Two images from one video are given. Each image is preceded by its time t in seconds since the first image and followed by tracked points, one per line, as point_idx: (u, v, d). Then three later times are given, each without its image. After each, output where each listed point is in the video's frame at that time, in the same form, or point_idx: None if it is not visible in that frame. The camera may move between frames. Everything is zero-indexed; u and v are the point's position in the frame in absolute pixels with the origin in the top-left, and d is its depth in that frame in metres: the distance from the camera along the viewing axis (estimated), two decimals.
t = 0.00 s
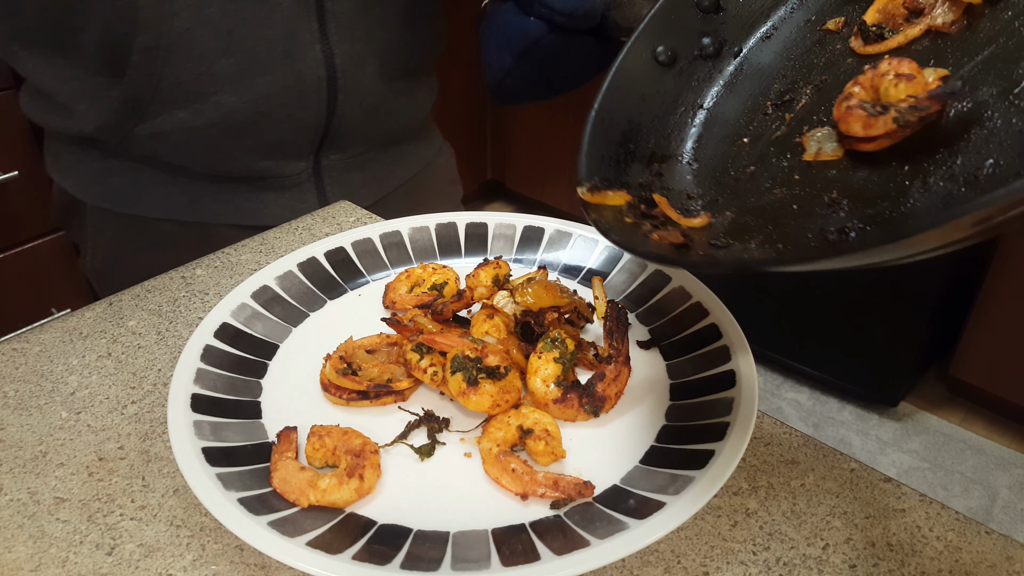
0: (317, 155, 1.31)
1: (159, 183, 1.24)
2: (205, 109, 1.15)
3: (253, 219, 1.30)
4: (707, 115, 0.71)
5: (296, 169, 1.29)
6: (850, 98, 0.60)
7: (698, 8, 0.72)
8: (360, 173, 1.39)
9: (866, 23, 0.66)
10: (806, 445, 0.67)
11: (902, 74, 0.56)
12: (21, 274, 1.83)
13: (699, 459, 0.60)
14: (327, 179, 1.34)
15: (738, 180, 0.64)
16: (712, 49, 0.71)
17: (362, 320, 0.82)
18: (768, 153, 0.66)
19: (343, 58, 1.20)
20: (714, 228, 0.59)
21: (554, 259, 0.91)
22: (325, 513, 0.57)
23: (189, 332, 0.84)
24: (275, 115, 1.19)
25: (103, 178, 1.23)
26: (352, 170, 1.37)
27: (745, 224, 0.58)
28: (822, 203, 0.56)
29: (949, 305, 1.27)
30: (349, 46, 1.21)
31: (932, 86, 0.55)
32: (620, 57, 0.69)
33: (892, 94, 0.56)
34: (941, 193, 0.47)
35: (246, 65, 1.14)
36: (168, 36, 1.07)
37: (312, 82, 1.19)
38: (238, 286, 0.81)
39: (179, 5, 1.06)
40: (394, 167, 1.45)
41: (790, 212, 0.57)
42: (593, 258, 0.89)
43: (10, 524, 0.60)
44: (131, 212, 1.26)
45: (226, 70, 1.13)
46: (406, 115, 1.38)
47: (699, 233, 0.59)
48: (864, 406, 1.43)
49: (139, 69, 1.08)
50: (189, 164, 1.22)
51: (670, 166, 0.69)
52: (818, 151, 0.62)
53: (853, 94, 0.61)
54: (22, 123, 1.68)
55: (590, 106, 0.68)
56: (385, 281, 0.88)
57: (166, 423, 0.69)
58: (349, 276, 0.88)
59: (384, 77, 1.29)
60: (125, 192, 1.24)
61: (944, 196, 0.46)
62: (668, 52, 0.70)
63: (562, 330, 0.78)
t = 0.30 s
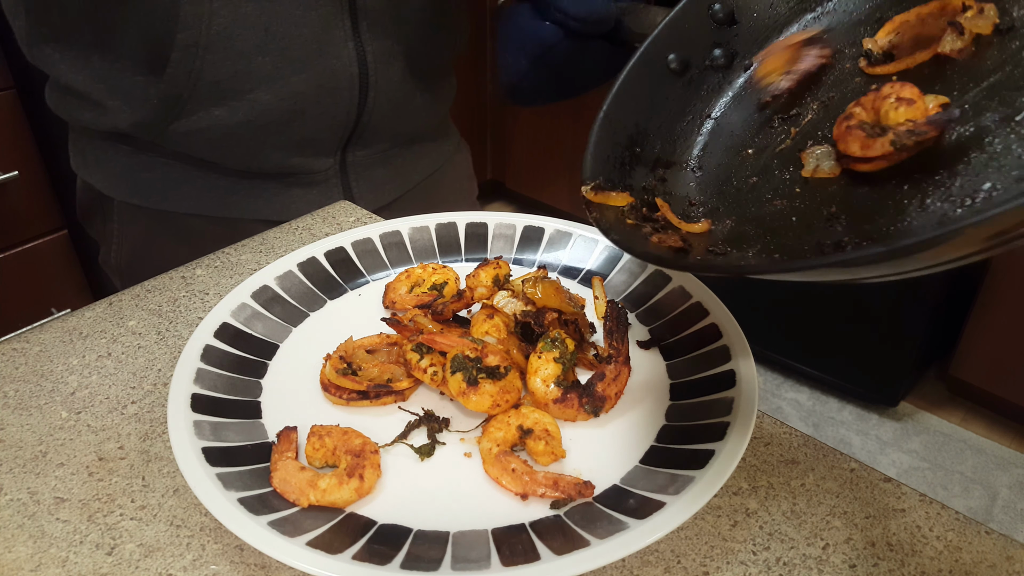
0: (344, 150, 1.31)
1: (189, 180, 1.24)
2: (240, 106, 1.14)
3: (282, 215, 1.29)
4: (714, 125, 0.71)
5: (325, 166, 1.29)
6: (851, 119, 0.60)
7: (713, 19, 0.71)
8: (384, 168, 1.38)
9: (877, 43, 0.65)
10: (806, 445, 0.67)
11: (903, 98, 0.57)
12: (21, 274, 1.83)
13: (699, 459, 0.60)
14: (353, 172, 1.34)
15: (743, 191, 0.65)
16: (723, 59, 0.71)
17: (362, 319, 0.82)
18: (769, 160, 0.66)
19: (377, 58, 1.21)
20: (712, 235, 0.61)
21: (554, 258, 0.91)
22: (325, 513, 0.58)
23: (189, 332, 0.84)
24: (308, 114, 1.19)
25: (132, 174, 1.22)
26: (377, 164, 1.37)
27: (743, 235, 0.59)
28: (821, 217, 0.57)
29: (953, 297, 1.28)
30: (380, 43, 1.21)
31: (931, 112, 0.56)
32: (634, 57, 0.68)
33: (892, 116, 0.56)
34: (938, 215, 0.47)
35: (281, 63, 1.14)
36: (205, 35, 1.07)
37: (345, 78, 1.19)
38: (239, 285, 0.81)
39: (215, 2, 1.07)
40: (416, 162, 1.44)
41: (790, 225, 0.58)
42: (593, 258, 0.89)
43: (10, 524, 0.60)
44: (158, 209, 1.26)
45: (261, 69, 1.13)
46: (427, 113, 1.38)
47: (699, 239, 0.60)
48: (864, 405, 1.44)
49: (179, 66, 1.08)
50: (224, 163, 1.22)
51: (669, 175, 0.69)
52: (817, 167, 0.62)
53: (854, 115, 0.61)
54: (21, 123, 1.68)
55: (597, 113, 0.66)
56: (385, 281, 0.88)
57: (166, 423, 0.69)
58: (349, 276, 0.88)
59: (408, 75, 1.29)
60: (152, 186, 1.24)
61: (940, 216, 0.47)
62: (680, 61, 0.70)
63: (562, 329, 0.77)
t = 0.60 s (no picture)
0: (354, 149, 1.30)
1: (200, 177, 1.24)
2: (255, 103, 1.14)
3: (287, 212, 1.29)
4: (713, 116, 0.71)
5: (337, 164, 1.28)
6: (839, 107, 0.60)
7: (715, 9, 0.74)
8: (396, 166, 1.37)
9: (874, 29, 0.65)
10: (806, 445, 0.67)
11: (890, 84, 0.56)
12: (20, 275, 1.83)
13: (699, 459, 0.60)
14: (365, 172, 1.33)
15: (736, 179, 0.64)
16: (725, 48, 0.72)
17: (362, 319, 0.82)
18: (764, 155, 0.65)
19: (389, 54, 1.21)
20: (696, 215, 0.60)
21: (554, 259, 0.91)
22: (325, 513, 0.57)
23: (189, 332, 0.84)
24: (318, 114, 1.19)
25: (140, 171, 1.22)
26: (386, 162, 1.36)
27: (739, 224, 0.57)
28: (812, 207, 0.56)
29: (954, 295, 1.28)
30: (393, 41, 1.21)
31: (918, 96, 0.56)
32: (635, 47, 0.70)
33: (879, 104, 0.56)
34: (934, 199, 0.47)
35: (295, 61, 1.15)
36: (220, 32, 1.08)
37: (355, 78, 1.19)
38: (239, 285, 0.81)
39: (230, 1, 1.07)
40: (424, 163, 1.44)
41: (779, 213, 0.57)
42: (593, 258, 0.89)
43: (10, 524, 0.60)
44: (166, 205, 1.26)
45: (272, 66, 1.13)
46: (432, 112, 1.38)
47: (694, 229, 0.58)
48: (864, 405, 1.44)
49: (194, 65, 1.08)
50: (231, 158, 1.21)
51: (670, 164, 0.67)
52: (806, 157, 0.62)
53: (844, 102, 0.60)
54: (22, 123, 1.68)
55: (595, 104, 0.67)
56: (385, 280, 0.88)
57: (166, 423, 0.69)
58: (349, 276, 0.88)
59: (416, 73, 1.29)
60: (160, 182, 1.24)
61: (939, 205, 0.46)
62: (680, 50, 0.72)
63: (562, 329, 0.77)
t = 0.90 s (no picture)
0: (354, 149, 1.31)
1: (201, 175, 1.24)
2: (251, 102, 1.14)
3: (283, 210, 1.29)
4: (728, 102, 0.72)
5: (335, 164, 1.28)
6: (858, 89, 0.60)
7: None
8: (397, 168, 1.38)
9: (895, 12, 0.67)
10: (806, 445, 0.67)
11: (911, 67, 0.57)
12: (19, 275, 1.82)
13: (699, 459, 0.60)
14: (364, 173, 1.33)
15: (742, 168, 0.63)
16: (738, 34, 0.74)
17: (362, 320, 0.82)
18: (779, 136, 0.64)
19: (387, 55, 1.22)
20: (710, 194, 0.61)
21: (554, 259, 0.91)
22: (325, 513, 0.57)
23: (189, 332, 0.84)
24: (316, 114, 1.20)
25: (144, 168, 1.22)
26: (386, 163, 1.37)
27: (762, 204, 0.56)
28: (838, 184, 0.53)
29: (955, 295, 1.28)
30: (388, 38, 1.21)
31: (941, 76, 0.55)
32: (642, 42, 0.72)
33: (899, 86, 0.56)
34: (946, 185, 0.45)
35: (293, 59, 1.14)
36: (218, 28, 1.07)
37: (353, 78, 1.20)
38: (239, 285, 0.81)
39: None
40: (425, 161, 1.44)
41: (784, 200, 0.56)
42: (593, 258, 0.89)
43: (10, 524, 0.60)
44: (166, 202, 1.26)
45: (273, 64, 1.13)
46: (434, 111, 1.38)
47: (717, 211, 0.57)
48: (864, 405, 1.44)
49: (190, 61, 1.08)
50: (233, 157, 1.21)
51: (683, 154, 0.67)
52: (825, 140, 0.60)
53: (862, 85, 0.61)
54: (21, 123, 1.68)
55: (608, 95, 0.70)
56: (385, 281, 0.89)
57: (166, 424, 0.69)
58: (349, 276, 0.88)
59: (418, 71, 1.30)
60: (162, 180, 1.24)
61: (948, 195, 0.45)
62: (693, 37, 0.73)
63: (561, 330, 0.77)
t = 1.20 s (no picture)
0: (356, 145, 1.30)
1: (200, 172, 1.24)
2: (258, 99, 1.14)
3: (287, 207, 1.28)
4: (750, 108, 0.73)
5: (338, 160, 1.28)
6: (877, 108, 0.60)
7: None
8: (399, 162, 1.38)
9: None
10: (806, 445, 0.67)
11: (931, 88, 0.57)
12: (19, 275, 1.82)
13: (699, 459, 0.60)
14: (365, 169, 1.33)
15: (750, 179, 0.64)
16: (754, 41, 0.74)
17: (362, 320, 0.82)
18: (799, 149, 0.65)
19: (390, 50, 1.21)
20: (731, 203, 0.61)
21: (554, 258, 0.91)
22: (325, 513, 0.58)
23: (189, 332, 0.84)
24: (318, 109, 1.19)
25: (146, 166, 1.22)
26: (391, 158, 1.36)
27: (783, 219, 0.57)
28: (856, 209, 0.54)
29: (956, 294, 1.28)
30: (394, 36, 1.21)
31: (964, 99, 0.55)
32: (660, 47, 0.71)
33: (920, 107, 0.57)
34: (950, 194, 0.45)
35: (296, 57, 1.14)
36: (225, 27, 1.07)
37: (355, 73, 1.19)
38: (238, 285, 0.81)
39: None
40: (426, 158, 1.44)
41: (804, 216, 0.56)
42: (593, 258, 0.89)
43: (10, 524, 0.60)
44: (167, 199, 1.26)
45: (279, 60, 1.13)
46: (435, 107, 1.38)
47: (739, 223, 0.58)
48: (864, 405, 1.44)
49: (196, 60, 1.08)
50: (238, 154, 1.21)
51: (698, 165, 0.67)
52: (845, 156, 0.61)
53: (881, 103, 0.60)
54: (22, 123, 1.68)
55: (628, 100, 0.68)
56: (385, 280, 0.89)
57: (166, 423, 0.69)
58: (349, 276, 0.88)
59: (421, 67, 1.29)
60: (164, 178, 1.24)
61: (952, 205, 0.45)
62: (710, 44, 0.73)
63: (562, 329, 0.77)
